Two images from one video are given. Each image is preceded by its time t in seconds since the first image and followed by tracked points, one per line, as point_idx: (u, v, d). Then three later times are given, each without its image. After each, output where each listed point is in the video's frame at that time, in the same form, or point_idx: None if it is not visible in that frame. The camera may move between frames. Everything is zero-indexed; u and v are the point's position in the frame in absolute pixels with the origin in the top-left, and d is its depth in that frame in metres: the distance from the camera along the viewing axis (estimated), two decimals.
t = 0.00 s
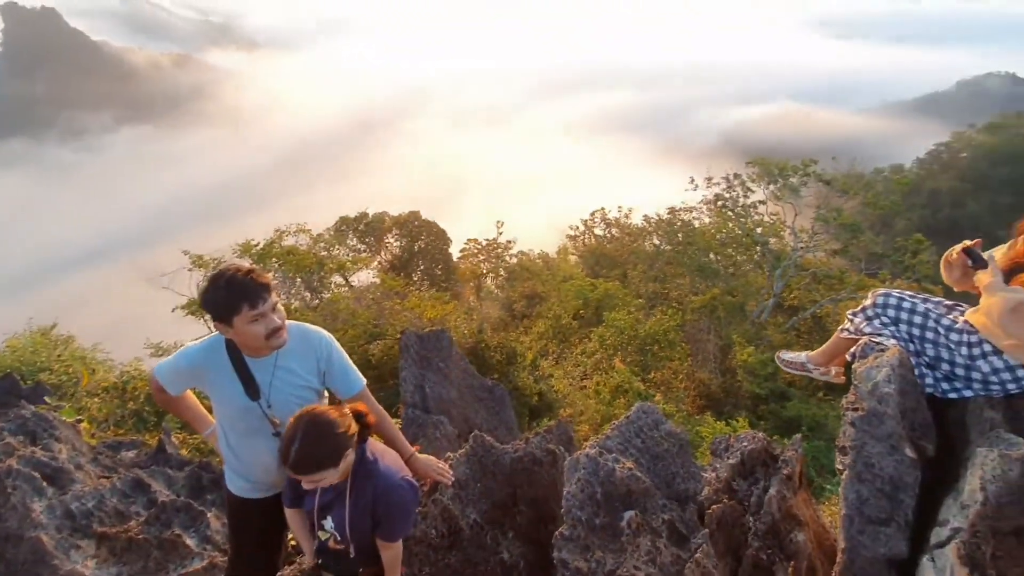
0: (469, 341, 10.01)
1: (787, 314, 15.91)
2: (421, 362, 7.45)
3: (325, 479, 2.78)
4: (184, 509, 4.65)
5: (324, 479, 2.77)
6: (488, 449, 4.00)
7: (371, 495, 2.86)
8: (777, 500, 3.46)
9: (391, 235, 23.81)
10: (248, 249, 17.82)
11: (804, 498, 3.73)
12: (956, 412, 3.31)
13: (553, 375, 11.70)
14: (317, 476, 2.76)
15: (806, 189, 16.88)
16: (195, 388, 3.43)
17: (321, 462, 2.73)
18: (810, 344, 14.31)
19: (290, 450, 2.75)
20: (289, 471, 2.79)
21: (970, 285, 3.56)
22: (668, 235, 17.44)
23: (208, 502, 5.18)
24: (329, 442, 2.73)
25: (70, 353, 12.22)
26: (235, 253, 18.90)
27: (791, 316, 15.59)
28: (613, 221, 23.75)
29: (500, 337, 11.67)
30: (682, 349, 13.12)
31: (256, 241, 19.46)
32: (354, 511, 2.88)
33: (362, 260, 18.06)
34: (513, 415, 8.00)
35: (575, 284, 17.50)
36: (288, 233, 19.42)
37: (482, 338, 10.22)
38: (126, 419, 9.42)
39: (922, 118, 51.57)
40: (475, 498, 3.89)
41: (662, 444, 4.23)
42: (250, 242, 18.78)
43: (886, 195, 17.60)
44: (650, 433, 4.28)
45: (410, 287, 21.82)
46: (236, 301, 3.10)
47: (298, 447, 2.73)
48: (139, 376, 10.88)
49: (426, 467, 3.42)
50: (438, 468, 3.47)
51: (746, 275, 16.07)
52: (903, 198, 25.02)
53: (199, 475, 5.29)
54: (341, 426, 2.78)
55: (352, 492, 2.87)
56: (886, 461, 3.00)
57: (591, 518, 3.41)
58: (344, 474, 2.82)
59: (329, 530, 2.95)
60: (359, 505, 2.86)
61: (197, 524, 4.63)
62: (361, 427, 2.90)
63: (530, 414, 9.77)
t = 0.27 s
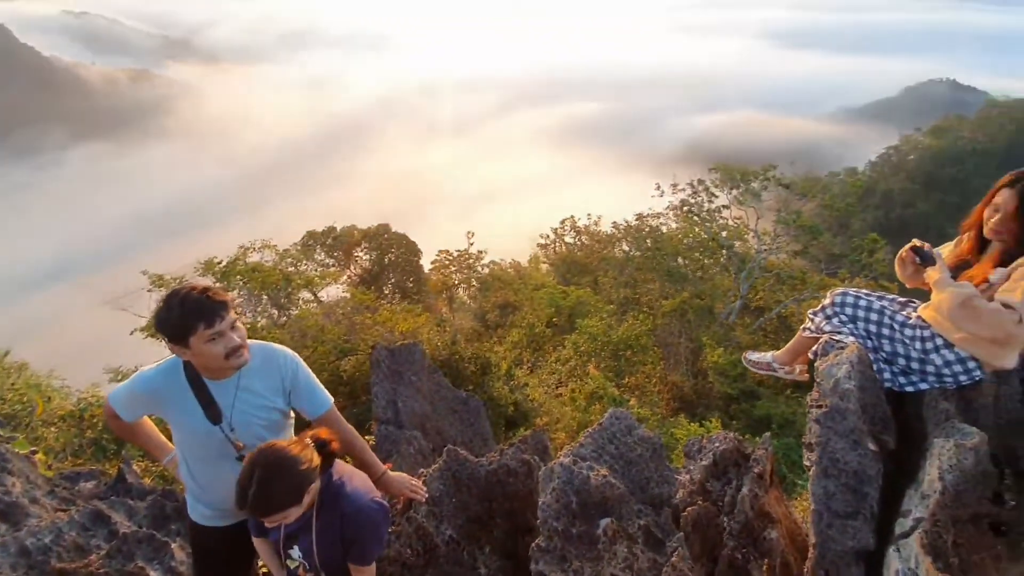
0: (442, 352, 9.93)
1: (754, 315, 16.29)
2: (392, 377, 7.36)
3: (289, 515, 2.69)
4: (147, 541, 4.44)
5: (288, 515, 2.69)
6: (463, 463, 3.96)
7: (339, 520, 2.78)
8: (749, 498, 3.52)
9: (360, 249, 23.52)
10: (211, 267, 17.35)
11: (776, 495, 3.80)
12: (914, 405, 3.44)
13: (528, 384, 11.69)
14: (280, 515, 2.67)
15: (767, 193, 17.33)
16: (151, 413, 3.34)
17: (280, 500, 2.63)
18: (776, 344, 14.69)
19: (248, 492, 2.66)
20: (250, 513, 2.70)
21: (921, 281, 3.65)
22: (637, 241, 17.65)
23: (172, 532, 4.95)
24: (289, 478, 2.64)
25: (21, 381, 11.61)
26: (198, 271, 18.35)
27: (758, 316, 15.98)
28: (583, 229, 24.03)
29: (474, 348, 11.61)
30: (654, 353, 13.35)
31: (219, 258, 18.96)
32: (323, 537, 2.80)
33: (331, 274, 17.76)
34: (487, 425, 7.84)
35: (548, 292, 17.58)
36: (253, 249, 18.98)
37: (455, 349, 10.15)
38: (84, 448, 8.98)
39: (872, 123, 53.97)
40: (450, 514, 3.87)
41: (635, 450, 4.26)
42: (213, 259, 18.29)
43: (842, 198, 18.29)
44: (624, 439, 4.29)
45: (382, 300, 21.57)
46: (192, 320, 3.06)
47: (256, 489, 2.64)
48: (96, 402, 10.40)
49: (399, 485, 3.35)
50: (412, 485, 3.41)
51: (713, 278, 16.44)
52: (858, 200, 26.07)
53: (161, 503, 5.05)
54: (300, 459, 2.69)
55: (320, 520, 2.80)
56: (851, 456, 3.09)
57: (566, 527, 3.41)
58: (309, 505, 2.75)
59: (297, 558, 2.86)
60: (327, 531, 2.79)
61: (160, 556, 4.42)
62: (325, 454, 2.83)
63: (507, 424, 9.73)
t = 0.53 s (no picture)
0: (415, 366, 9.81)
1: (723, 317, 16.62)
2: (363, 393, 7.28)
3: (256, 555, 2.61)
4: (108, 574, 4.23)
5: (255, 555, 2.61)
6: (437, 477, 4.07)
7: (308, 551, 2.74)
8: (722, 499, 3.57)
9: (329, 262, 23.16)
10: (172, 285, 16.86)
11: (748, 494, 3.87)
12: (873, 400, 3.56)
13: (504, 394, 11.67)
14: (246, 556, 2.59)
15: (731, 199, 17.78)
16: (104, 440, 3.20)
17: (247, 539, 2.57)
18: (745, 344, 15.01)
19: (211, 533, 2.58)
20: (214, 557, 2.60)
21: (876, 281, 3.75)
22: (607, 248, 17.79)
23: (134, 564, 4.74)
24: (254, 515, 2.59)
25: None
26: (158, 290, 17.76)
27: (726, 318, 16.33)
28: (553, 237, 24.24)
29: (448, 359, 11.51)
30: (627, 358, 13.47)
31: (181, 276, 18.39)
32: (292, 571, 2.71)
33: (299, 289, 17.42)
34: (462, 437, 7.66)
35: (521, 300, 17.57)
36: (216, 265, 18.48)
37: (429, 361, 10.05)
38: (38, 480, 8.55)
39: (827, 129, 56.17)
40: (425, 530, 3.91)
41: (609, 455, 4.28)
42: (175, 277, 17.75)
43: (801, 201, 18.93)
44: (597, 446, 4.31)
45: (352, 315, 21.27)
46: (152, 342, 2.98)
47: (219, 529, 2.57)
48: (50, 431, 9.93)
49: (371, 503, 3.27)
50: (384, 504, 3.31)
51: (681, 282, 16.79)
52: (817, 203, 27.01)
53: (122, 534, 4.84)
54: (264, 494, 2.63)
55: (287, 554, 2.72)
56: (816, 453, 3.18)
57: (542, 538, 3.43)
58: (277, 541, 2.68)
59: None
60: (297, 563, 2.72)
61: None
62: (292, 487, 2.81)
63: (483, 435, 9.67)
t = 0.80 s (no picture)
0: (386, 379, 9.64)
1: (693, 322, 16.85)
2: (332, 409, 7.24)
3: None
4: None
5: None
6: (408, 493, 4.03)
7: None
8: (694, 503, 3.61)
9: (297, 275, 22.74)
10: (131, 303, 16.30)
11: (719, 496, 3.92)
12: (836, 401, 3.66)
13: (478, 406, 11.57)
14: None
15: (697, 207, 18.07)
16: (54, 466, 3.04)
17: None
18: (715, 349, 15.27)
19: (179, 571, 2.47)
20: None
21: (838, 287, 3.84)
22: (577, 257, 18.66)
23: None
24: (231, 553, 2.50)
25: None
26: (116, 307, 17.12)
27: (696, 324, 16.60)
28: (525, 247, 24.34)
29: (420, 372, 11.36)
30: (600, 365, 13.51)
31: (140, 293, 17.78)
32: None
33: (266, 303, 17.01)
34: (435, 449, 7.46)
35: (493, 310, 17.49)
36: (177, 281, 17.94)
37: (401, 374, 9.89)
38: None
39: (786, 138, 58.16)
40: (399, 546, 3.88)
41: (583, 465, 4.34)
42: (134, 294, 17.16)
43: (764, 208, 19.50)
44: (570, 455, 4.39)
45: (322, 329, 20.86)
46: (104, 363, 2.86)
47: (189, 567, 2.46)
48: None
49: (340, 523, 3.20)
50: (354, 523, 3.23)
51: (651, 289, 17.10)
52: (779, 211, 27.90)
53: (80, 562, 4.63)
54: (242, 534, 2.56)
55: None
56: (783, 454, 3.26)
57: (517, 551, 3.43)
58: None
59: None
60: None
61: None
62: (267, 527, 2.81)
63: (457, 448, 9.54)
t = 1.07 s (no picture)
0: (364, 395, 9.51)
1: (671, 329, 16.97)
2: (308, 427, 6.94)
3: None
4: None
5: None
6: (388, 510, 3.98)
7: None
8: (675, 511, 3.63)
9: (272, 290, 22.37)
10: (98, 323, 15.85)
11: (700, 502, 3.94)
12: (809, 404, 3.73)
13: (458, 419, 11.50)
14: None
15: (672, 215, 18.24)
16: (13, 495, 2.91)
17: None
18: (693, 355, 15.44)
19: None
20: None
21: (808, 254, 4.35)
22: (555, 265, 19.04)
23: None
24: None
25: None
26: (83, 328, 16.61)
27: (674, 330, 16.77)
28: (503, 257, 24.37)
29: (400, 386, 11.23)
30: (582, 374, 13.54)
31: (108, 312, 17.29)
32: None
33: (240, 320, 16.66)
34: (418, 466, 7.50)
35: (473, 322, 17.43)
36: (147, 299, 17.51)
37: (380, 389, 9.77)
38: None
39: (756, 148, 59.65)
40: (378, 566, 3.80)
41: (564, 475, 4.29)
42: (101, 313, 16.68)
43: (737, 217, 19.95)
44: (552, 466, 4.32)
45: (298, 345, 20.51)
46: (66, 389, 2.75)
47: None
48: None
49: (317, 544, 3.12)
50: (332, 544, 3.16)
51: (628, 298, 17.41)
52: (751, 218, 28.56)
53: None
54: None
55: None
56: (761, 458, 3.31)
57: (499, 566, 3.39)
58: None
59: None
60: None
61: None
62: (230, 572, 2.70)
63: (439, 462, 9.42)
